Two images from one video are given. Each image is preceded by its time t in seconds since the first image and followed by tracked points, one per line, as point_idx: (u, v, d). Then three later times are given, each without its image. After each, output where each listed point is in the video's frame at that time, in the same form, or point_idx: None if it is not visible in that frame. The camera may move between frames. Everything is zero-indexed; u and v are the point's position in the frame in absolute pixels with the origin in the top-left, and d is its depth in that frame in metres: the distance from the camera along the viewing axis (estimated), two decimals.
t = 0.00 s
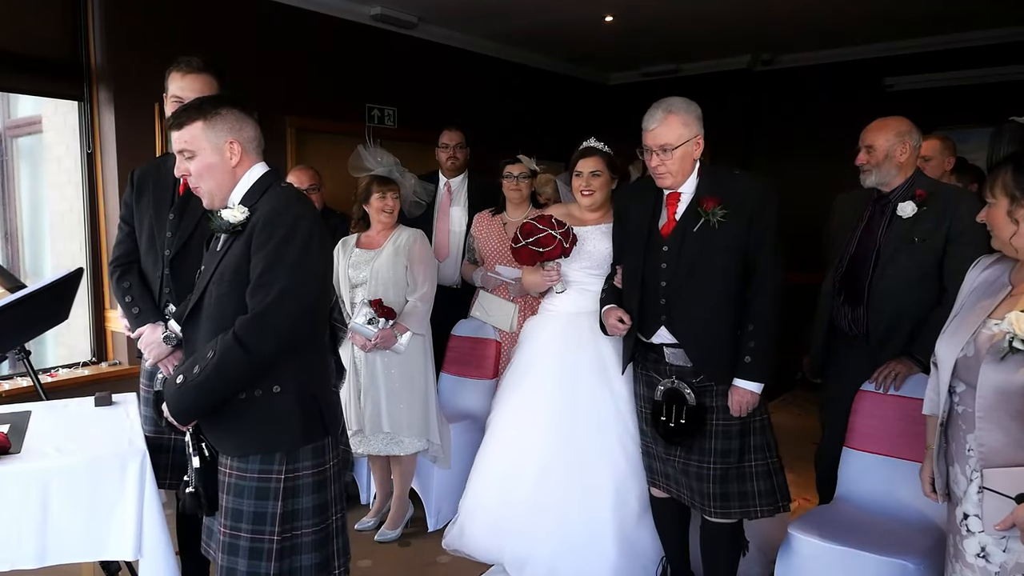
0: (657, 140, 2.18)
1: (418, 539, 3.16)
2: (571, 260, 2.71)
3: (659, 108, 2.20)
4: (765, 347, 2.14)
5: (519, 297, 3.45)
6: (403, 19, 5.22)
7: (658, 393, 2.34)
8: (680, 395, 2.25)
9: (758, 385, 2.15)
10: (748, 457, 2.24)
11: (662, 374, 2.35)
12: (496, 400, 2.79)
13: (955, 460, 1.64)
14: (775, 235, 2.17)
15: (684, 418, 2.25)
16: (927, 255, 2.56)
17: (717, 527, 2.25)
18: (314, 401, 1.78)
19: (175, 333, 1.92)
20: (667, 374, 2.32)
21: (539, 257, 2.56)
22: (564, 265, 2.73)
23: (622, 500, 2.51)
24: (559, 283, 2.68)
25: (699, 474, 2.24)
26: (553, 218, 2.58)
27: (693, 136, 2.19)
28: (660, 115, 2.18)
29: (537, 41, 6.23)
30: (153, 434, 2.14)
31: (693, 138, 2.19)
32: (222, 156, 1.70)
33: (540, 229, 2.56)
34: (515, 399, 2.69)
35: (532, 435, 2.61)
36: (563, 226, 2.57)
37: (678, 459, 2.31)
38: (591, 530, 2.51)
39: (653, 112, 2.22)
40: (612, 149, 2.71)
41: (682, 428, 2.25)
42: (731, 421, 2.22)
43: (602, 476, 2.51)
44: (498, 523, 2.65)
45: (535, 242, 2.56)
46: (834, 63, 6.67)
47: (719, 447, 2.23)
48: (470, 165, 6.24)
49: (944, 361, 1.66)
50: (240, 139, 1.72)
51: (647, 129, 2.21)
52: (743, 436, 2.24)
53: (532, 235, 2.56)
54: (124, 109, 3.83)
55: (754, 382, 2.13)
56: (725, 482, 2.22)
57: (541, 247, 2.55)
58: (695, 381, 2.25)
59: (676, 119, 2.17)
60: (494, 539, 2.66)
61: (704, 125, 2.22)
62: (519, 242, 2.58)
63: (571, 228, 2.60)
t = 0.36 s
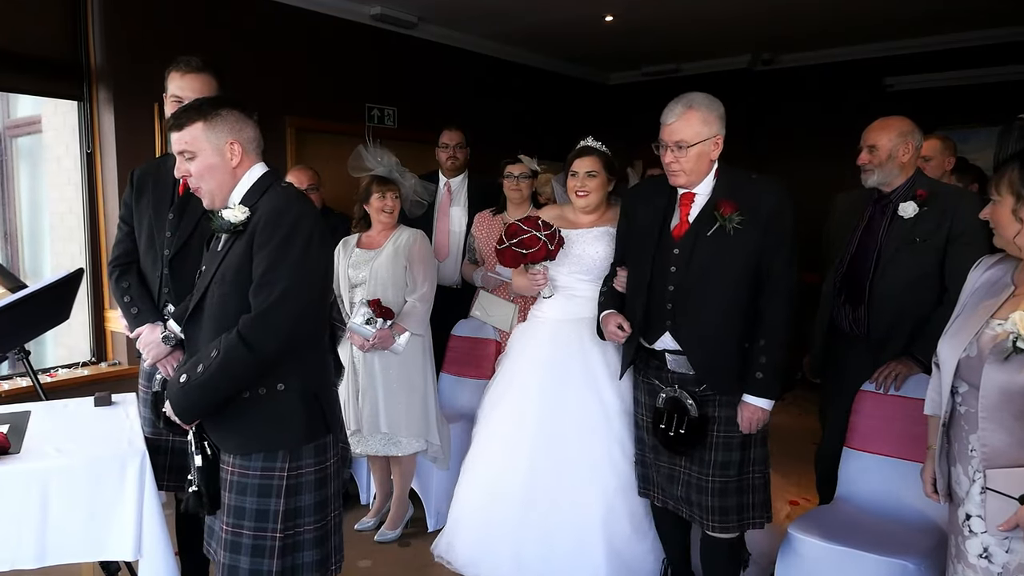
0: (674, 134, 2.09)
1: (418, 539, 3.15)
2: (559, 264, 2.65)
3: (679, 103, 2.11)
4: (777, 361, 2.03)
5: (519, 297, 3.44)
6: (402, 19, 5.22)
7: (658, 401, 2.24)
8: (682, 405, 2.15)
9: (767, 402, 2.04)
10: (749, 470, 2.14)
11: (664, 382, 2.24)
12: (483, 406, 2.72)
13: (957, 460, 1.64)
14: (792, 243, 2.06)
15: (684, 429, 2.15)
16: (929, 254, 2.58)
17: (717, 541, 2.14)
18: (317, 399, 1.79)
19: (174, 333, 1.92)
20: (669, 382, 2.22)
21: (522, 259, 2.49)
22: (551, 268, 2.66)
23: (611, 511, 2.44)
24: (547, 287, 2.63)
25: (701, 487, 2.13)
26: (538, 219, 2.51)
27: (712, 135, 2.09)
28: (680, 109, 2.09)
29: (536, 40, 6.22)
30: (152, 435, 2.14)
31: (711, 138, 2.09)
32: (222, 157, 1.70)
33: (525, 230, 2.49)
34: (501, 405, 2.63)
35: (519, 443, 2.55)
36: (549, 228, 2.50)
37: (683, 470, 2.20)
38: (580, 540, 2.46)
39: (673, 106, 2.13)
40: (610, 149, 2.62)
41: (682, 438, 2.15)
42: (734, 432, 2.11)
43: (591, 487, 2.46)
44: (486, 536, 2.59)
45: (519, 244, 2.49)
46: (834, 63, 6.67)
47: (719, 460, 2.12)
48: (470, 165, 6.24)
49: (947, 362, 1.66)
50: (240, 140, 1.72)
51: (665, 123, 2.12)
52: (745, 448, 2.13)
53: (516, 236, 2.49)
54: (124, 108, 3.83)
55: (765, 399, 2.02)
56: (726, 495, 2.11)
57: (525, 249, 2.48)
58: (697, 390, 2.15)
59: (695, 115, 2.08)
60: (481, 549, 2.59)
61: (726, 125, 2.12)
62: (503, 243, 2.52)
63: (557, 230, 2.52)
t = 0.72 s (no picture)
0: (693, 121, 1.97)
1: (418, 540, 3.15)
2: (550, 263, 2.56)
3: (703, 90, 1.99)
4: (794, 372, 1.94)
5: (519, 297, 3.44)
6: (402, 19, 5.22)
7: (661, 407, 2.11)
8: (688, 409, 2.02)
9: (783, 412, 1.95)
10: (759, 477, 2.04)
11: (667, 385, 2.12)
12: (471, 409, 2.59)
13: (959, 460, 1.64)
14: (812, 248, 1.98)
15: (694, 434, 2.01)
16: (930, 253, 2.63)
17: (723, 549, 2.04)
18: (322, 396, 1.81)
19: (173, 333, 1.92)
20: (674, 387, 2.10)
21: (509, 256, 2.42)
22: (541, 267, 2.57)
23: (608, 519, 2.35)
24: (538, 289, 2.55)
25: (708, 496, 2.02)
26: (527, 217, 2.46)
27: (734, 127, 1.96)
28: (702, 97, 1.97)
29: (536, 40, 6.22)
30: (151, 436, 2.15)
31: (733, 130, 1.97)
32: (226, 158, 1.70)
33: (513, 227, 2.43)
34: (493, 409, 2.50)
35: (512, 448, 2.44)
36: (538, 225, 2.45)
37: (680, 478, 2.09)
38: (575, 550, 2.36)
39: (696, 93, 2.01)
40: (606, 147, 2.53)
41: (691, 444, 2.02)
42: (742, 439, 2.01)
43: (588, 495, 2.36)
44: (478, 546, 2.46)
45: (506, 241, 2.43)
46: (834, 63, 6.67)
47: (728, 470, 2.00)
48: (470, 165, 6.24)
49: (949, 362, 1.65)
50: (243, 140, 1.72)
51: (685, 110, 2.00)
52: (753, 456, 2.03)
53: (503, 233, 2.44)
54: (124, 108, 3.82)
55: (781, 409, 1.94)
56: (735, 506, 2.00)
57: (512, 246, 2.42)
58: (705, 394, 2.03)
59: (718, 104, 1.95)
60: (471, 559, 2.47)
61: (750, 118, 1.99)
62: (490, 240, 2.46)
63: (547, 228, 2.47)
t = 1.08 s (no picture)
0: (704, 114, 1.87)
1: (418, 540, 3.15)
2: (543, 266, 2.49)
3: (713, 82, 1.89)
4: (805, 378, 1.83)
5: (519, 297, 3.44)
6: (401, 19, 5.21)
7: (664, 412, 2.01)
8: (697, 411, 1.93)
9: (794, 418, 1.83)
10: (765, 486, 1.94)
11: (670, 388, 2.02)
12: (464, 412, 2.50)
13: (962, 461, 1.63)
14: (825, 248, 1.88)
15: (704, 437, 1.93)
16: (930, 254, 2.64)
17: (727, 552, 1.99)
18: (325, 394, 1.86)
19: (174, 333, 1.93)
20: (679, 390, 2.00)
21: (502, 259, 2.34)
22: (534, 270, 2.51)
23: (601, 530, 2.27)
24: (529, 292, 2.48)
25: (710, 503, 1.94)
26: (521, 216, 2.37)
27: (746, 121, 1.87)
28: (713, 89, 1.87)
29: (536, 40, 6.21)
30: (153, 436, 2.16)
31: (744, 124, 1.87)
32: (238, 155, 1.76)
33: (506, 229, 2.34)
34: (487, 411, 2.42)
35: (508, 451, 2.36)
36: (532, 227, 2.36)
37: (677, 485, 1.99)
38: (568, 560, 2.27)
39: (706, 86, 1.91)
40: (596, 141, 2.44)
41: (702, 449, 1.93)
42: (748, 446, 1.92)
43: (582, 502, 2.29)
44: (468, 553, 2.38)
45: (499, 243, 2.34)
46: (834, 63, 6.67)
47: (731, 477, 1.93)
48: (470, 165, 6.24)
49: (952, 362, 1.65)
50: (255, 140, 1.79)
51: (695, 103, 1.91)
52: (760, 463, 1.94)
53: (495, 234, 2.34)
54: (123, 108, 3.82)
55: (793, 416, 1.82)
56: (738, 512, 1.92)
57: (506, 248, 2.33)
58: (711, 398, 1.94)
59: (730, 97, 1.86)
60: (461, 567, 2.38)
61: (762, 111, 1.90)
62: (481, 240, 2.36)
63: (541, 230, 2.38)
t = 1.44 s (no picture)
0: (697, 110, 1.80)
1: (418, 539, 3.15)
2: (538, 270, 2.37)
3: (705, 79, 1.83)
4: (810, 381, 1.75)
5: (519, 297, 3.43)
6: (401, 18, 5.21)
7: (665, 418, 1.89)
8: (701, 417, 1.80)
9: (799, 423, 1.75)
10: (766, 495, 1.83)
11: (672, 394, 1.90)
12: (452, 418, 2.37)
13: (965, 462, 1.63)
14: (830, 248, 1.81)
15: (706, 445, 1.81)
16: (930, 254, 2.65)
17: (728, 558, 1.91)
18: (326, 393, 1.85)
19: (176, 334, 1.93)
20: (682, 396, 1.87)
21: (493, 263, 2.22)
22: (528, 275, 2.39)
23: (594, 542, 2.10)
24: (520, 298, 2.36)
25: (710, 511, 1.84)
26: (515, 220, 2.25)
27: (742, 116, 1.79)
28: (706, 85, 1.81)
29: (536, 40, 6.21)
30: (154, 435, 2.19)
31: (740, 120, 1.80)
32: (247, 154, 1.78)
33: (499, 231, 2.22)
34: (476, 417, 2.30)
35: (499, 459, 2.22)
36: (525, 231, 2.24)
37: (680, 493, 1.86)
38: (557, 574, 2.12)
39: (698, 83, 1.85)
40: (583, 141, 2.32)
41: (705, 457, 1.81)
42: (752, 454, 1.83)
43: (573, 512, 2.12)
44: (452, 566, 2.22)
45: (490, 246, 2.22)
46: (834, 63, 6.67)
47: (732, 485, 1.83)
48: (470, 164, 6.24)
49: (955, 363, 1.64)
50: (265, 141, 1.82)
51: (688, 101, 1.84)
52: (763, 472, 1.84)
53: (487, 236, 2.22)
54: (123, 107, 3.81)
55: (797, 421, 1.74)
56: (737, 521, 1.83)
57: (497, 252, 2.21)
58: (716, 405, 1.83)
59: (723, 92, 1.79)
60: None
61: (757, 107, 1.82)
62: (473, 242, 2.25)
63: (535, 235, 2.27)
